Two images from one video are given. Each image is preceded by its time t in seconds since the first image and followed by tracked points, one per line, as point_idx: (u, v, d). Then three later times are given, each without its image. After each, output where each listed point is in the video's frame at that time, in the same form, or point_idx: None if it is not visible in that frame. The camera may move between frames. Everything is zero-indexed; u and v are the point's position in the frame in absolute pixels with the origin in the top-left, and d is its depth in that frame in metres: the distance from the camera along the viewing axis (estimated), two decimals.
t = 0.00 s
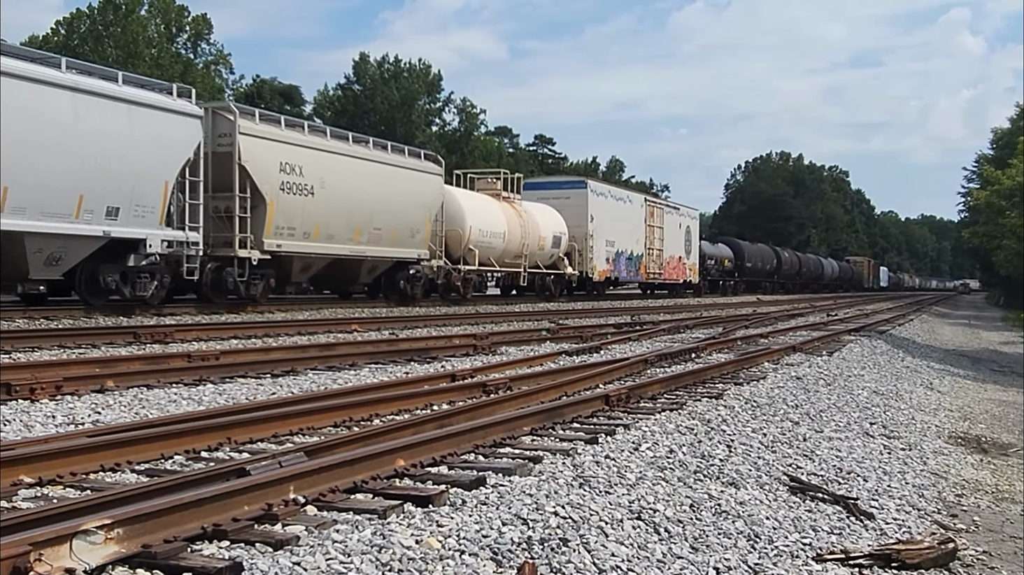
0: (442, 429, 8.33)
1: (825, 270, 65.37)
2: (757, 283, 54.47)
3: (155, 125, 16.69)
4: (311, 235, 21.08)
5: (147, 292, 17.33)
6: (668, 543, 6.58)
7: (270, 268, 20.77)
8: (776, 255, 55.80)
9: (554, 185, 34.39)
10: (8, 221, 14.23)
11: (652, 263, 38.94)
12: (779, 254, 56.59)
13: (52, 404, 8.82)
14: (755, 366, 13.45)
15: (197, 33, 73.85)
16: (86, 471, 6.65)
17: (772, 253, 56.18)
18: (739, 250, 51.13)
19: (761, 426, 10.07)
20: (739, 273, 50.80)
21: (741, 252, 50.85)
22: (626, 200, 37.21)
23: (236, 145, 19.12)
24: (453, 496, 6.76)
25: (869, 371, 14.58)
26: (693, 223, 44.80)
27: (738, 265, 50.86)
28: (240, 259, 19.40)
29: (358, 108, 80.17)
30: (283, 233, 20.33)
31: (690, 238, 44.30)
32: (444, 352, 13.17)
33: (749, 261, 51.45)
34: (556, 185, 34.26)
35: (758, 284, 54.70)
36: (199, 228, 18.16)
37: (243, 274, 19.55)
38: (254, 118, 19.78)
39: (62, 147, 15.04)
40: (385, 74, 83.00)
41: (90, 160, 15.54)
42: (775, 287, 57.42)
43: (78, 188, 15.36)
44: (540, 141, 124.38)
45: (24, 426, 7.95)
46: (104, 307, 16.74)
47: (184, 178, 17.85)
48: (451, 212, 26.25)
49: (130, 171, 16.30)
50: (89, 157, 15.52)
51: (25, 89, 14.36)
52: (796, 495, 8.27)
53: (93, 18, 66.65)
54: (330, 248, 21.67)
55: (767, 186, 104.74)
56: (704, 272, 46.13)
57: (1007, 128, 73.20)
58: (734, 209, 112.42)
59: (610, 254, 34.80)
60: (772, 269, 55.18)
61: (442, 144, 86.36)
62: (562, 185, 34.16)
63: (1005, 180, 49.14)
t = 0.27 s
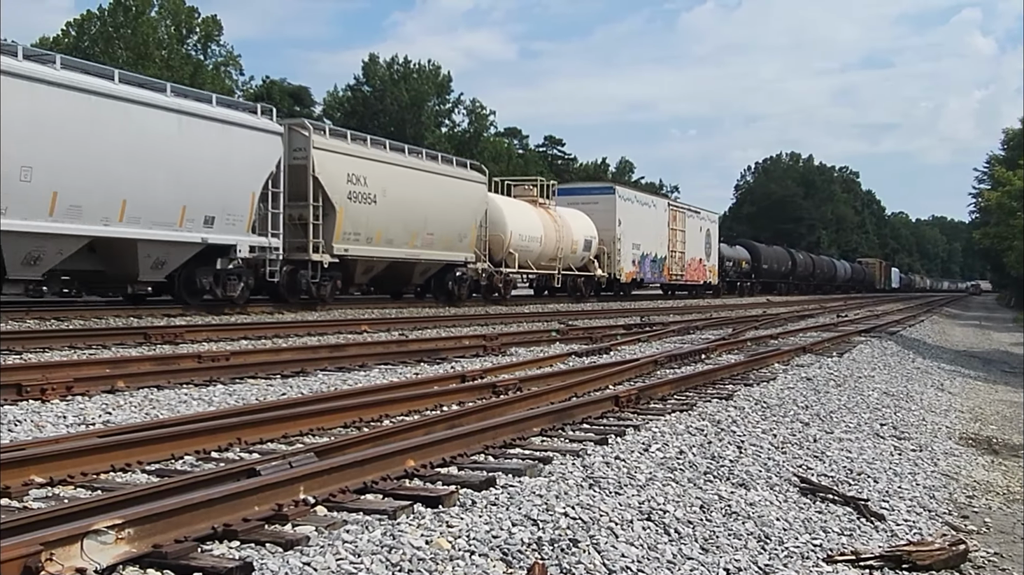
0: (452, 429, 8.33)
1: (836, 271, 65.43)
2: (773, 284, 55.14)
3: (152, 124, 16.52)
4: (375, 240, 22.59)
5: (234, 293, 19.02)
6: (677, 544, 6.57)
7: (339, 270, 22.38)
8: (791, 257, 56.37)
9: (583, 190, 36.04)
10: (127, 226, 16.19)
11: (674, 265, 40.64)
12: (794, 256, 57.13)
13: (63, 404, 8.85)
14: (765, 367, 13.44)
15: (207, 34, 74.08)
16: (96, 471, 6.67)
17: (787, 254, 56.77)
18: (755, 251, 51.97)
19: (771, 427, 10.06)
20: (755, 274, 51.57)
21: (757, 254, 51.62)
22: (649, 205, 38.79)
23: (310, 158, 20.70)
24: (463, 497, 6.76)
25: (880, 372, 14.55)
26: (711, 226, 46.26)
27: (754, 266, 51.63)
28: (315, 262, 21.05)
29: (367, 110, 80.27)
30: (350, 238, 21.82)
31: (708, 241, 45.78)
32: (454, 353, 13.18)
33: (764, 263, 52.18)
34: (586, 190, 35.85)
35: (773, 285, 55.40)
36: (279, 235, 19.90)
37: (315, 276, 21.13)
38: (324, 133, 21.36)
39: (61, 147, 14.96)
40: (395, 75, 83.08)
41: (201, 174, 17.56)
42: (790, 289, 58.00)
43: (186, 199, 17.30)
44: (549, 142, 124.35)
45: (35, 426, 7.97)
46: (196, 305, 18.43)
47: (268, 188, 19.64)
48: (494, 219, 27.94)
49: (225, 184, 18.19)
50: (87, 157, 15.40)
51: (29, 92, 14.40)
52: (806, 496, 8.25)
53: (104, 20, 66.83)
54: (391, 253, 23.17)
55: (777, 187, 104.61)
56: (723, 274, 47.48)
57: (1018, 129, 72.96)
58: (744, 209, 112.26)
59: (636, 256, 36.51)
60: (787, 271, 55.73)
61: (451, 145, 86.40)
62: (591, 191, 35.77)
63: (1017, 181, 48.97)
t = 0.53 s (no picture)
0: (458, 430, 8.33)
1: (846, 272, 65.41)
2: (786, 285, 55.53)
3: (191, 132, 17.67)
4: (426, 244, 24.70)
5: (304, 292, 21.43)
6: (683, 544, 6.55)
7: (394, 272, 24.52)
8: (804, 257, 56.74)
9: (609, 195, 37.51)
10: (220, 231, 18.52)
11: (693, 266, 41.79)
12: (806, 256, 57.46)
13: (70, 404, 8.87)
14: (772, 367, 13.43)
15: (214, 35, 74.22)
16: (102, 471, 6.68)
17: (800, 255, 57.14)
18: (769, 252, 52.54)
19: (778, 428, 10.04)
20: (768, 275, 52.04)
21: (770, 254, 52.13)
22: (672, 208, 40.17)
23: (372, 168, 22.97)
24: (468, 497, 6.76)
25: (887, 372, 14.52)
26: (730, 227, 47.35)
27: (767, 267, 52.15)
28: (375, 265, 23.21)
29: (375, 110, 80.34)
30: (405, 242, 23.95)
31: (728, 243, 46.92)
32: (460, 353, 13.18)
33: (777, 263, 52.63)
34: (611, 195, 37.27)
35: (786, 285, 55.83)
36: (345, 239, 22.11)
37: (375, 277, 23.42)
38: (384, 146, 23.66)
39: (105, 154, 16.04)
40: (402, 75, 83.09)
41: (284, 186, 19.98)
42: (802, 289, 58.35)
43: (268, 208, 19.64)
44: (557, 142, 124.33)
45: (42, 426, 8.00)
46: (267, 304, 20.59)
47: (336, 197, 22.01)
48: (530, 224, 29.78)
49: (293, 193, 20.26)
50: (78, 152, 15.54)
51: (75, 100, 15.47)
52: (813, 497, 8.23)
53: (111, 21, 66.92)
54: (439, 255, 25.17)
55: (785, 187, 104.47)
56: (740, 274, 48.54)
57: None
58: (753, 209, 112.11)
59: (660, 257, 37.91)
60: (800, 271, 56.06)
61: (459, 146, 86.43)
62: (616, 196, 37.20)
63: None
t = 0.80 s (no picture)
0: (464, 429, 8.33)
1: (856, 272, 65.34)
2: (799, 285, 55.77)
3: (272, 144, 19.58)
4: (474, 247, 26.26)
5: (367, 292, 23.11)
6: (689, 545, 6.55)
7: (444, 274, 26.05)
8: (817, 258, 56.95)
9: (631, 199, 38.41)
10: (297, 237, 20.26)
11: (712, 267, 42.63)
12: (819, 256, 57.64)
13: (77, 404, 8.89)
14: (778, 367, 13.41)
15: (221, 36, 74.26)
16: (109, 471, 6.70)
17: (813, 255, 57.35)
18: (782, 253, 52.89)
19: (784, 428, 10.02)
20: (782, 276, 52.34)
21: (784, 255, 52.44)
22: (694, 211, 41.05)
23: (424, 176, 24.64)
24: (474, 497, 6.76)
25: (894, 372, 14.48)
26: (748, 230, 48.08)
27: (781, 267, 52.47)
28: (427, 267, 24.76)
29: (382, 111, 80.37)
30: (455, 246, 25.51)
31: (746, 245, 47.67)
32: (467, 353, 13.18)
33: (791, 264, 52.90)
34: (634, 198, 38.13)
35: (798, 286, 56.09)
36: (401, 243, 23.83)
37: (428, 278, 25.06)
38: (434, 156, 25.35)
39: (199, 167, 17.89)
40: (409, 75, 83.08)
41: (350, 194, 21.77)
42: (813, 290, 58.55)
43: (337, 215, 21.40)
44: (564, 143, 124.25)
45: (49, 426, 8.02)
46: (334, 302, 22.30)
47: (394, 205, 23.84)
48: (563, 227, 31.13)
49: (356, 200, 22.03)
50: (182, 168, 17.51)
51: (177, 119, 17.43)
52: (819, 497, 8.22)
53: (118, 22, 66.99)
54: (483, 256, 26.67)
55: (794, 188, 104.30)
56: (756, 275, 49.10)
57: None
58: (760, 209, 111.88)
59: (681, 259, 38.88)
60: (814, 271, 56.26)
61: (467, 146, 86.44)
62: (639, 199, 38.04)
63: None
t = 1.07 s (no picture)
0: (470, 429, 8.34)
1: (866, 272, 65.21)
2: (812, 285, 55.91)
3: (342, 155, 20.78)
4: (516, 250, 27.32)
5: (421, 292, 24.18)
6: (696, 545, 6.54)
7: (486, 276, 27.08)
8: (830, 259, 57.05)
9: (655, 203, 39.12)
10: (363, 241, 21.44)
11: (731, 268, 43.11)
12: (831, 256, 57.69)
13: (84, 404, 8.91)
14: (786, 367, 13.37)
15: (229, 36, 74.42)
16: (116, 471, 6.72)
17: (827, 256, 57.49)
18: (797, 254, 53.16)
19: (791, 428, 10.00)
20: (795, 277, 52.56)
21: (798, 256, 52.68)
22: (715, 213, 41.71)
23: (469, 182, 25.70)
24: (480, 497, 6.76)
25: (902, 372, 14.44)
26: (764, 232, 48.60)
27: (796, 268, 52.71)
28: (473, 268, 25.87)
29: (390, 111, 80.42)
30: (498, 249, 26.56)
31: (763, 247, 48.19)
32: (473, 353, 13.17)
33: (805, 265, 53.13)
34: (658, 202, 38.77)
35: (811, 286, 56.25)
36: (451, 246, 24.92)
37: (474, 279, 26.09)
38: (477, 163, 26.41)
39: (279, 176, 19.07)
40: (417, 75, 83.08)
41: (409, 201, 22.86)
42: (825, 290, 58.60)
43: (397, 221, 22.52)
44: (571, 142, 124.35)
45: (56, 426, 8.03)
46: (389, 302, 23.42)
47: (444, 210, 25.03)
48: (593, 230, 31.99)
49: (413, 205, 23.12)
50: (265, 178, 18.73)
51: (259, 135, 18.62)
52: (826, 497, 8.20)
53: (126, 22, 67.15)
54: (523, 258, 27.71)
55: (802, 187, 104.12)
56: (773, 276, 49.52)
57: None
58: (768, 209, 111.72)
59: (701, 260, 39.49)
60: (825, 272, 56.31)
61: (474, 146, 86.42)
62: (662, 203, 38.66)
63: None
